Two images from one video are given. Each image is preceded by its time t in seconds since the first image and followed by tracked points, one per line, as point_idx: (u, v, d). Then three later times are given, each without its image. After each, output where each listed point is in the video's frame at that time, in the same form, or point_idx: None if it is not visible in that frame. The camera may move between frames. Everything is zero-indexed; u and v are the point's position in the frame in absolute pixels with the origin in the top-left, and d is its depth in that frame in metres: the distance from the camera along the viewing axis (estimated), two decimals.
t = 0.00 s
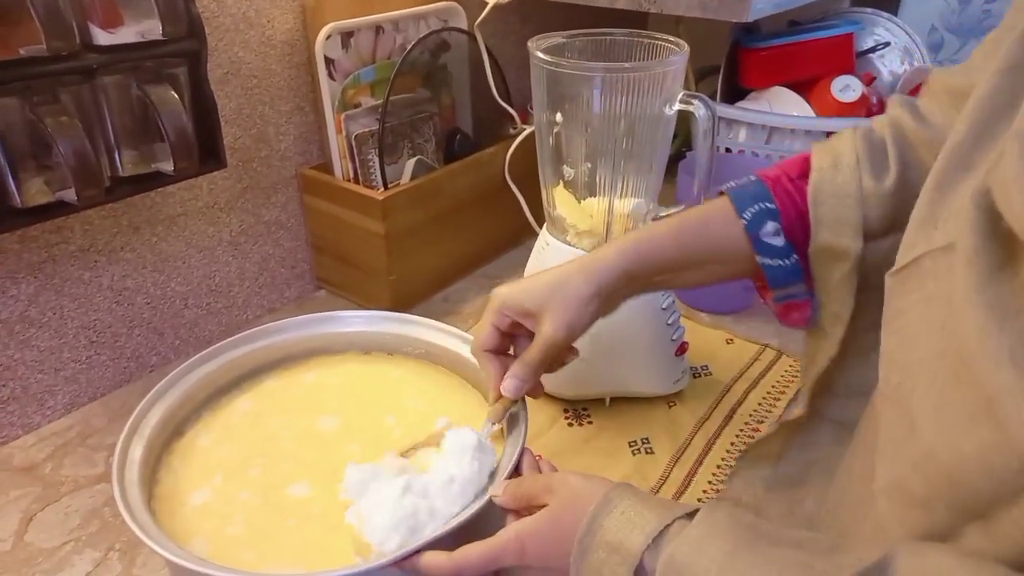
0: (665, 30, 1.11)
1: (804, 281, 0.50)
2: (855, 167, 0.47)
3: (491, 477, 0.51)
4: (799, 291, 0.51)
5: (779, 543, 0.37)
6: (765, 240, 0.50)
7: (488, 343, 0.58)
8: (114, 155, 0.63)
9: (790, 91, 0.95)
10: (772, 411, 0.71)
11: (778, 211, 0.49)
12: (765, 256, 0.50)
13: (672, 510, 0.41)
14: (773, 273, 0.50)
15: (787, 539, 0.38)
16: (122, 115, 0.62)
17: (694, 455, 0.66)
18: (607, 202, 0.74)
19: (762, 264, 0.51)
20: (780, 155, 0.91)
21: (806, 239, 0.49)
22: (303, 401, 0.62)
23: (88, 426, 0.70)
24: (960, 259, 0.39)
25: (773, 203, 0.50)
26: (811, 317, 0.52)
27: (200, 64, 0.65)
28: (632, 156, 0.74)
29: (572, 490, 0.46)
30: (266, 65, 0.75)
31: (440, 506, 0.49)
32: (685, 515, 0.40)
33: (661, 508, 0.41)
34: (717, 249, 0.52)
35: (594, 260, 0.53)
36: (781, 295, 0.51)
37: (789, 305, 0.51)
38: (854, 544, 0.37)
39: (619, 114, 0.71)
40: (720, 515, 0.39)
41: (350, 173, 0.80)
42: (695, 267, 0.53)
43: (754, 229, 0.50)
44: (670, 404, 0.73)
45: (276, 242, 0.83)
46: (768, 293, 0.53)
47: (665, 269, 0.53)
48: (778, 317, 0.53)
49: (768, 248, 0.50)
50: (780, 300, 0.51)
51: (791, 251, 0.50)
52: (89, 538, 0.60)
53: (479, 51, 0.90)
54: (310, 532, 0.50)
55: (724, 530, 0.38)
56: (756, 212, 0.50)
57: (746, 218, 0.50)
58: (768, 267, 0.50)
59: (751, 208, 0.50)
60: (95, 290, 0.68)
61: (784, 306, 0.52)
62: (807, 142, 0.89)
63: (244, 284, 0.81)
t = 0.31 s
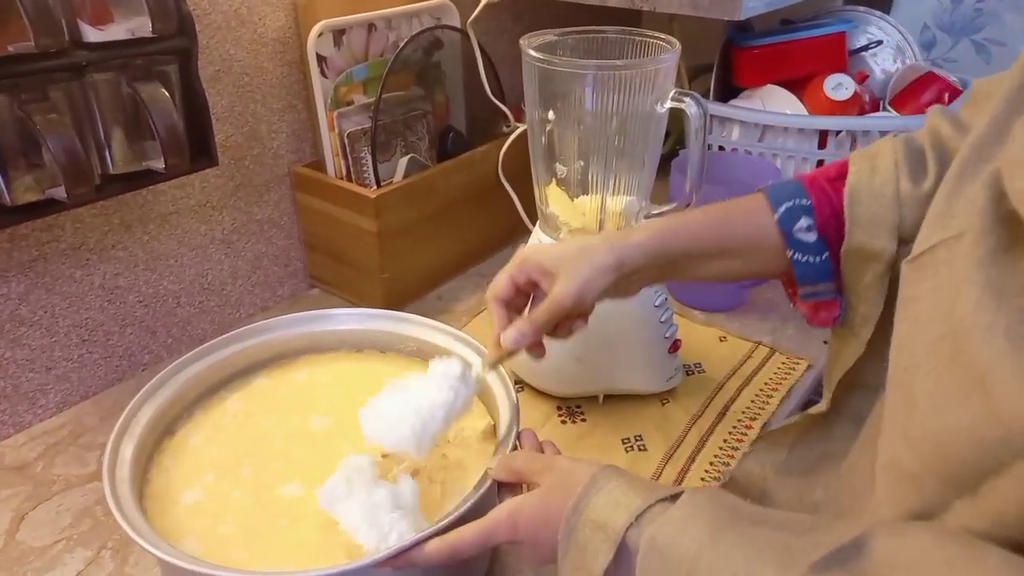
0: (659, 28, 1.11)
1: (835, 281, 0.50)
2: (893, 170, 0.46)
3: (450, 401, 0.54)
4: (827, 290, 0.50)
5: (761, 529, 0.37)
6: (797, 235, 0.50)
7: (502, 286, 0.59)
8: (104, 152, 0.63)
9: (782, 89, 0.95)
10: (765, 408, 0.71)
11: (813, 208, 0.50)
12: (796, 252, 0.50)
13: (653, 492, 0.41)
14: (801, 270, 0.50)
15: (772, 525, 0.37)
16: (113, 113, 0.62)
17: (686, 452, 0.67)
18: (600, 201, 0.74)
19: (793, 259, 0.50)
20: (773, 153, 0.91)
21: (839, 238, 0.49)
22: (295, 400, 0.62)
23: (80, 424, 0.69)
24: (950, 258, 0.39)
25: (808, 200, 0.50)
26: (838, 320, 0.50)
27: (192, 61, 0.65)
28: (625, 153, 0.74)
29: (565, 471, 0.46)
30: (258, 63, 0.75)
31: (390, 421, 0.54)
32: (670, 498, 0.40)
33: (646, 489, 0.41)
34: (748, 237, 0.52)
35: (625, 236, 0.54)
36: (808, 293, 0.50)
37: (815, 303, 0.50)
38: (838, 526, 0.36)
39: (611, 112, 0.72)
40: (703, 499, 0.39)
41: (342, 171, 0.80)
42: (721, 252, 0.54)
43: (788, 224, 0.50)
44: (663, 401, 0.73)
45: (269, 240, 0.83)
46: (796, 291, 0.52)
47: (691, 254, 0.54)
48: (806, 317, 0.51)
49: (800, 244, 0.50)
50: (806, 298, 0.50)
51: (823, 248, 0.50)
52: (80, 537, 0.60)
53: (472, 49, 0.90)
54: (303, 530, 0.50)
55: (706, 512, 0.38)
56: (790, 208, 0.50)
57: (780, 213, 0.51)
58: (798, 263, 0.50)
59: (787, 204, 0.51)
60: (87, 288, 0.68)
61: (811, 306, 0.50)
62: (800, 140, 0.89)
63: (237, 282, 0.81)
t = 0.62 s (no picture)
0: (659, 28, 1.11)
1: (847, 242, 0.46)
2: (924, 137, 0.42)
3: (436, 330, 0.55)
4: (838, 251, 0.47)
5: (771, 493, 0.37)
6: (817, 191, 0.46)
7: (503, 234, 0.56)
8: (105, 153, 0.63)
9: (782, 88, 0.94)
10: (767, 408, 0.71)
11: (837, 165, 0.46)
12: (813, 208, 0.46)
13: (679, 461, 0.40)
14: (815, 227, 0.46)
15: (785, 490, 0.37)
16: (114, 114, 0.62)
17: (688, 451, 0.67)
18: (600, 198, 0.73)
19: (807, 215, 0.47)
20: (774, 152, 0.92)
21: (859, 199, 0.46)
22: (296, 401, 0.62)
23: (81, 425, 0.70)
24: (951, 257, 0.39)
25: (833, 156, 0.46)
26: (846, 284, 0.47)
27: (192, 61, 0.65)
28: (625, 153, 0.74)
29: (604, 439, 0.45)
30: (258, 63, 0.75)
31: (372, 335, 0.54)
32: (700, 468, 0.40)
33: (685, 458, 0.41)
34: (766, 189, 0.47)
35: (640, 168, 0.49)
36: (819, 252, 0.47)
37: (824, 264, 0.47)
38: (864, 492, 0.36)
39: (611, 111, 0.71)
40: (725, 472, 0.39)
41: (343, 171, 0.80)
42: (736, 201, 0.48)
43: (809, 178, 0.46)
44: (664, 401, 0.73)
45: (270, 241, 0.83)
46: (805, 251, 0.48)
47: (700, 199, 0.49)
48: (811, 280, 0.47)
49: (819, 201, 0.46)
50: (814, 258, 0.47)
51: (841, 208, 0.46)
52: (81, 537, 0.60)
53: (472, 48, 0.90)
54: (304, 530, 0.50)
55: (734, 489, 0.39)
56: (814, 162, 0.46)
57: (803, 166, 0.47)
58: (813, 219, 0.46)
59: (811, 158, 0.47)
60: (88, 289, 0.68)
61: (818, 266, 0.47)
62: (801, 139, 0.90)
63: (238, 283, 0.81)
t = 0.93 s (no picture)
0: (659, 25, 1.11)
1: (862, 141, 0.50)
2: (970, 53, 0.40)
3: (433, 123, 0.72)
4: (851, 148, 0.50)
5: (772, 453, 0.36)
6: (849, 85, 0.49)
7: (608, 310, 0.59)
8: (102, 146, 0.62)
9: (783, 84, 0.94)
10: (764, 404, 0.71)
11: (874, 61, 0.48)
12: (839, 99, 0.49)
13: (732, 369, 0.39)
14: (835, 121, 0.50)
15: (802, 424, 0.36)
16: (110, 106, 0.62)
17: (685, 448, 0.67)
18: (599, 192, 0.74)
19: (833, 108, 0.50)
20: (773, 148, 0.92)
21: (886, 99, 0.48)
22: (293, 395, 0.62)
23: (77, 419, 0.69)
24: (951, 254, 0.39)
25: (876, 56, 0.48)
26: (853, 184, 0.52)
27: (189, 55, 0.64)
28: (625, 149, 0.73)
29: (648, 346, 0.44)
30: (256, 57, 0.74)
31: (371, 123, 0.70)
32: (748, 375, 0.39)
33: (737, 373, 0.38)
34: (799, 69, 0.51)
35: (675, 13, 0.55)
36: (832, 146, 0.51)
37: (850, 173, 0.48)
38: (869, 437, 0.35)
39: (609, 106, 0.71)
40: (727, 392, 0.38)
41: (341, 166, 0.80)
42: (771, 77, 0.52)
43: (845, 70, 0.49)
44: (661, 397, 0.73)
45: (267, 235, 0.83)
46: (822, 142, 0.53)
47: (736, 58, 0.54)
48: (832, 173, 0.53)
49: (847, 91, 0.49)
50: (827, 153, 0.51)
51: (866, 105, 0.48)
52: (78, 530, 0.60)
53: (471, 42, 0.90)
54: (301, 523, 0.50)
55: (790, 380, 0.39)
56: (856, 53, 0.48)
57: (842, 57, 0.49)
58: (835, 113, 0.50)
59: (854, 49, 0.49)
60: (85, 282, 0.68)
61: (830, 158, 0.52)
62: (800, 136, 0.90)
63: (235, 276, 0.81)
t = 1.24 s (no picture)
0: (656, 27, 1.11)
1: (857, 92, 0.44)
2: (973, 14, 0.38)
3: (429, 94, 0.59)
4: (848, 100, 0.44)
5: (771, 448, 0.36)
6: (846, 30, 0.42)
7: (640, 283, 0.47)
8: (101, 150, 0.62)
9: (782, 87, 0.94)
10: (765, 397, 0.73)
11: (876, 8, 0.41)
12: (835, 47, 0.43)
13: (758, 350, 0.38)
14: (832, 68, 0.44)
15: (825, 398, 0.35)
16: (110, 109, 0.62)
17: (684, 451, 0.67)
18: (597, 194, 0.75)
19: (829, 53, 0.43)
20: (771, 150, 0.92)
21: (886, 51, 0.41)
22: (292, 398, 0.62)
23: (77, 423, 0.69)
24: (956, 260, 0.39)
25: None
26: (845, 139, 0.47)
27: (189, 58, 0.65)
28: (623, 150, 0.73)
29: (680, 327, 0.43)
30: (256, 60, 0.74)
31: (360, 93, 0.59)
32: (774, 358, 0.38)
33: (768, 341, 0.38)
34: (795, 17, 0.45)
35: None
36: (826, 97, 0.45)
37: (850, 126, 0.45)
38: (888, 430, 0.35)
39: (609, 109, 0.71)
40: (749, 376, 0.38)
41: (340, 169, 0.80)
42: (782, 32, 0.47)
43: (845, 11, 0.42)
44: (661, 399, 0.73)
45: (267, 237, 0.83)
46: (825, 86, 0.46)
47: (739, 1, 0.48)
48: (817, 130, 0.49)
49: (843, 40, 0.42)
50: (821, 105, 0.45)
51: (863, 55, 0.42)
52: (77, 534, 0.60)
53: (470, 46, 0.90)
54: (300, 527, 0.50)
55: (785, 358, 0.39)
56: None
57: None
58: (832, 59, 0.43)
59: None
60: (84, 285, 0.68)
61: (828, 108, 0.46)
62: (797, 138, 0.90)
63: (234, 280, 0.81)
